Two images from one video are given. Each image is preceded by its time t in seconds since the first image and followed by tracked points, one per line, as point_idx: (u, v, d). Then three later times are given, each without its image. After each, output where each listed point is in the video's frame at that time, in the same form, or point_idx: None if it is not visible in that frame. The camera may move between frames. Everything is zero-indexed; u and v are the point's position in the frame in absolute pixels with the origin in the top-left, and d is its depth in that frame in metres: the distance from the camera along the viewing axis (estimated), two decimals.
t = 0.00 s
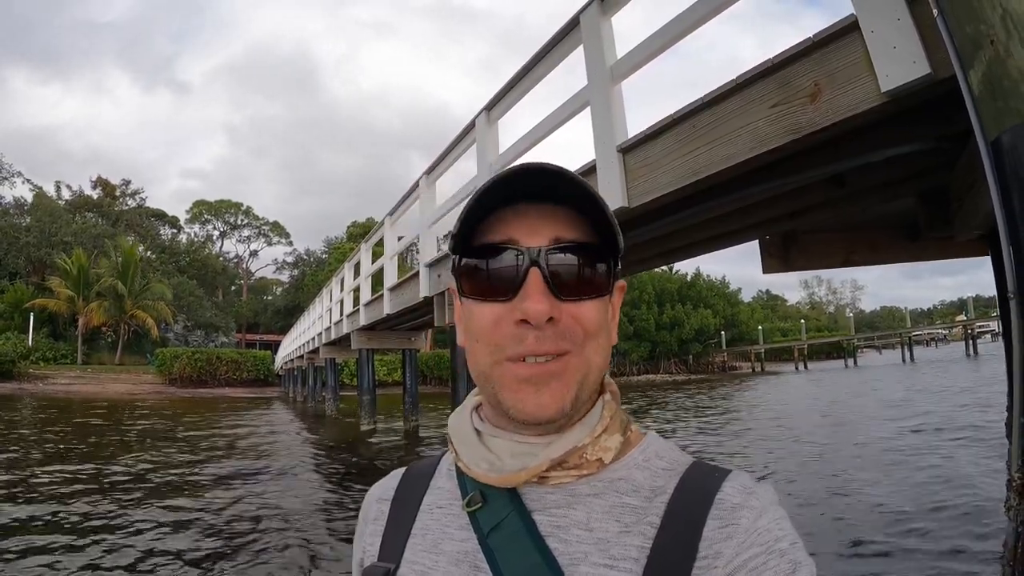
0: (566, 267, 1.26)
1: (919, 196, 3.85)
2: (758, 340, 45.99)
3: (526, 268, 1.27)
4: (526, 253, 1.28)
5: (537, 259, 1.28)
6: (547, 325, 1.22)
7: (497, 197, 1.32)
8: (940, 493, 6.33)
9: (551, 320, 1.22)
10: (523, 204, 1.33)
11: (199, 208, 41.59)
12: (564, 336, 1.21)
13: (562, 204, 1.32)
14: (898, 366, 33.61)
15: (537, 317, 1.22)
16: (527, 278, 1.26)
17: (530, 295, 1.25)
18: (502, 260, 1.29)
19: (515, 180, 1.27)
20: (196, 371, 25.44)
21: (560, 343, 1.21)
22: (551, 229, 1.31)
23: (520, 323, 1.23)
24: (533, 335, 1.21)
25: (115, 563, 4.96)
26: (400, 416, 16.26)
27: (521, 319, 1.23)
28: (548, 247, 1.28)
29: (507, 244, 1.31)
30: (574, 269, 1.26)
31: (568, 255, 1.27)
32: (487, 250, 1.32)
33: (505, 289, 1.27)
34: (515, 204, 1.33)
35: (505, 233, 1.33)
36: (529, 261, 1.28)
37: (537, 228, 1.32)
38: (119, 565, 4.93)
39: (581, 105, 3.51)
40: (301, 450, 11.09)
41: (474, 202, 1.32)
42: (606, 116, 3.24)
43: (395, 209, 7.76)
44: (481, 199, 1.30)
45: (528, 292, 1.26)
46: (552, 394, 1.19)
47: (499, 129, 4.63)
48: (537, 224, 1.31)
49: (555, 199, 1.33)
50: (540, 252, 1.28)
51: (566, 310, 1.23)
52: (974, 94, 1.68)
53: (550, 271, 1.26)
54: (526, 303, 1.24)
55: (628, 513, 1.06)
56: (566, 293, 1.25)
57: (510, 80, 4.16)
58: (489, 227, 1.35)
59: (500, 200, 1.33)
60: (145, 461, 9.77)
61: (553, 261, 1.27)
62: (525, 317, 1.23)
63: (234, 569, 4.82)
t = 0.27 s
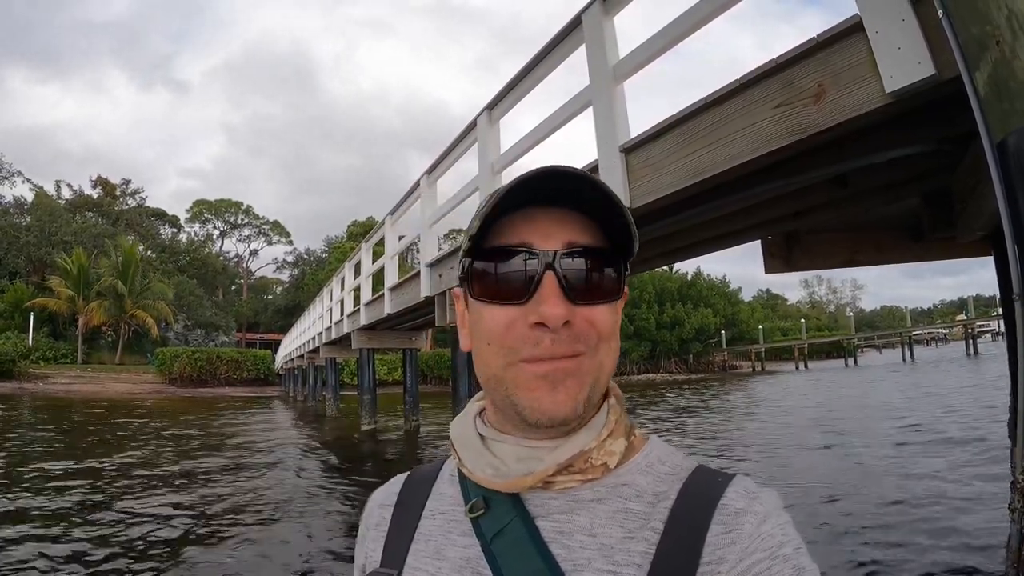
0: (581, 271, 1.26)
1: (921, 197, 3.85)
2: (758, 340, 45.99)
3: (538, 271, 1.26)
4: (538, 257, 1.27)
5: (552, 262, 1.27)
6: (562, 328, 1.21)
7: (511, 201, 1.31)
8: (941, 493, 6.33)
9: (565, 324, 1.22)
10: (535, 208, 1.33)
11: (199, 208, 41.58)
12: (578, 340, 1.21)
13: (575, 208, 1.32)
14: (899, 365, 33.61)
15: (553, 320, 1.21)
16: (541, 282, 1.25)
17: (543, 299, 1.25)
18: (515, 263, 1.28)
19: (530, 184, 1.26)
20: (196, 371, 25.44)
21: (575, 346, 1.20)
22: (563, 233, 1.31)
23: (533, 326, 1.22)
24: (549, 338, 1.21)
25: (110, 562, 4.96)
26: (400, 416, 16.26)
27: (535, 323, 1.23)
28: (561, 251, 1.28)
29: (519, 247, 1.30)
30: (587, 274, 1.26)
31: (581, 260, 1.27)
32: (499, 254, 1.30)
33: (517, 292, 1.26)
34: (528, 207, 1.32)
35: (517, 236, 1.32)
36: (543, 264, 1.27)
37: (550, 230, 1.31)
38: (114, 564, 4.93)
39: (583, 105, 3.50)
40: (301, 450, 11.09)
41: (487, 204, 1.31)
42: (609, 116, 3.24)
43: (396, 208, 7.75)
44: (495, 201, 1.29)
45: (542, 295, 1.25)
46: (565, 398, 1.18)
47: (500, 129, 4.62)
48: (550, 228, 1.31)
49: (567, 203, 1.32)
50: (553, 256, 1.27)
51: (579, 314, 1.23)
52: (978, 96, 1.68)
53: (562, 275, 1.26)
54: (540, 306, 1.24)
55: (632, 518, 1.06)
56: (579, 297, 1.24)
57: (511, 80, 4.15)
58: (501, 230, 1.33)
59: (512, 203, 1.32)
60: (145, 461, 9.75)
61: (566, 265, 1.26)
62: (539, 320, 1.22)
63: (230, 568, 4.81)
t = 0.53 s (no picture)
0: (588, 274, 1.26)
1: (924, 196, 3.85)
2: (758, 339, 46.00)
3: (547, 275, 1.26)
4: (548, 260, 1.27)
5: (563, 266, 1.27)
6: (572, 332, 1.22)
7: (521, 204, 1.30)
8: (942, 493, 6.34)
9: (574, 328, 1.22)
10: (544, 211, 1.32)
11: (200, 207, 41.57)
12: (586, 343, 1.21)
13: (584, 211, 1.32)
14: (899, 364, 33.62)
15: (562, 324, 1.22)
16: (551, 286, 1.26)
17: (553, 302, 1.25)
18: (522, 266, 1.28)
19: (541, 188, 1.25)
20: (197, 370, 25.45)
21: (583, 351, 1.20)
22: (572, 236, 1.31)
23: (542, 330, 1.23)
24: (558, 341, 1.21)
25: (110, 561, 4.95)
26: (401, 416, 16.27)
27: (544, 327, 1.23)
28: (570, 255, 1.28)
29: (528, 250, 1.29)
30: (595, 278, 1.26)
31: (589, 265, 1.27)
32: (507, 257, 1.30)
33: (525, 296, 1.26)
34: (537, 210, 1.32)
35: (526, 239, 1.31)
36: (552, 268, 1.27)
37: (559, 233, 1.31)
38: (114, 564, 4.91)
39: (586, 105, 3.50)
40: (302, 449, 11.10)
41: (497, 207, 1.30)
42: (611, 117, 3.24)
43: (397, 208, 7.75)
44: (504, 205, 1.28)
45: (551, 299, 1.25)
46: (574, 403, 1.19)
47: (502, 128, 4.63)
48: (558, 231, 1.31)
49: (576, 206, 1.32)
50: (562, 260, 1.27)
51: (588, 319, 1.24)
52: (982, 96, 1.68)
53: (571, 279, 1.26)
54: (550, 310, 1.24)
55: (634, 521, 1.06)
56: (589, 302, 1.25)
57: (513, 79, 4.16)
58: (509, 233, 1.32)
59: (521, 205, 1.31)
60: (145, 460, 9.74)
61: (576, 269, 1.27)
62: (548, 325, 1.23)
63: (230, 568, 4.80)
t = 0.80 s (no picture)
0: (591, 274, 1.27)
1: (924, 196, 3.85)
2: (759, 339, 46.01)
3: (554, 274, 1.26)
4: (555, 259, 1.27)
5: (569, 264, 1.27)
6: (580, 330, 1.22)
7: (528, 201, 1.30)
8: (942, 492, 6.34)
9: (582, 326, 1.22)
10: (550, 210, 1.32)
11: (200, 206, 41.55)
12: (591, 342, 1.22)
13: (589, 210, 1.32)
14: (899, 364, 33.65)
15: (570, 321, 1.22)
16: (558, 284, 1.25)
17: (560, 301, 1.25)
18: (526, 265, 1.27)
19: (551, 187, 1.25)
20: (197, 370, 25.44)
21: (589, 349, 1.21)
22: (578, 235, 1.31)
23: (549, 328, 1.22)
24: (564, 339, 1.21)
25: (103, 563, 4.92)
26: (401, 415, 16.27)
27: (550, 324, 1.23)
28: (577, 254, 1.28)
29: (535, 248, 1.29)
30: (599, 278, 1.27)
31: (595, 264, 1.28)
32: (513, 254, 1.29)
33: (530, 294, 1.26)
34: (545, 208, 1.31)
35: (533, 237, 1.31)
36: (559, 266, 1.27)
37: (564, 233, 1.31)
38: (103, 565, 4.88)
39: (587, 104, 3.50)
40: (302, 449, 11.10)
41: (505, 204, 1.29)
42: (612, 116, 3.24)
43: (398, 207, 7.75)
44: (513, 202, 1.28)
45: (558, 297, 1.25)
46: (579, 402, 1.18)
47: (502, 128, 4.63)
48: (565, 230, 1.31)
49: (582, 205, 1.32)
50: (568, 259, 1.27)
51: (594, 318, 1.24)
52: (983, 95, 1.68)
53: (577, 278, 1.26)
54: (556, 308, 1.24)
55: (630, 520, 1.06)
56: (595, 300, 1.25)
57: (514, 78, 4.15)
58: (515, 231, 1.32)
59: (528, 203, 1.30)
60: (144, 460, 9.73)
61: (582, 268, 1.27)
62: (555, 322, 1.23)
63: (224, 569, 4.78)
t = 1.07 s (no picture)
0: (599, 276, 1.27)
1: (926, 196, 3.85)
2: (760, 338, 46.02)
3: (566, 276, 1.26)
4: (567, 261, 1.27)
5: (578, 266, 1.27)
6: (591, 333, 1.22)
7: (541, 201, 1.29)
8: (942, 492, 6.35)
9: (592, 328, 1.23)
10: (562, 211, 1.32)
11: (201, 206, 41.55)
12: (600, 344, 1.22)
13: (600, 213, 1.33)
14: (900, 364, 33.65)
15: (581, 324, 1.22)
16: (569, 287, 1.26)
17: (572, 302, 1.25)
18: (533, 266, 1.27)
19: (568, 189, 1.25)
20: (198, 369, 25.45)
21: (599, 352, 1.21)
22: (587, 237, 1.31)
23: (559, 329, 1.23)
24: (574, 341, 1.21)
25: (87, 563, 4.93)
26: (402, 415, 16.27)
27: (561, 325, 1.23)
28: (587, 256, 1.28)
29: (545, 250, 1.29)
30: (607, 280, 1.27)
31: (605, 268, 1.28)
32: (523, 256, 1.29)
33: (540, 295, 1.26)
34: (557, 209, 1.31)
35: (543, 238, 1.31)
36: (570, 268, 1.27)
37: (576, 234, 1.31)
38: (90, 564, 4.89)
39: (588, 103, 3.50)
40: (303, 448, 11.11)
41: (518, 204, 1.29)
42: (613, 115, 3.24)
43: (399, 207, 7.75)
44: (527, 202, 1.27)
45: (569, 300, 1.25)
46: (588, 405, 1.18)
47: (503, 127, 4.63)
48: (577, 232, 1.31)
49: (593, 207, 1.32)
50: (579, 261, 1.28)
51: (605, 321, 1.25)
52: (986, 94, 1.68)
53: (589, 280, 1.26)
54: (567, 310, 1.24)
55: (629, 518, 1.06)
56: (605, 304, 1.26)
57: (515, 78, 4.15)
58: (527, 232, 1.31)
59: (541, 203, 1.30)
60: (143, 460, 9.71)
61: (593, 271, 1.27)
62: (566, 324, 1.23)
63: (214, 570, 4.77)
